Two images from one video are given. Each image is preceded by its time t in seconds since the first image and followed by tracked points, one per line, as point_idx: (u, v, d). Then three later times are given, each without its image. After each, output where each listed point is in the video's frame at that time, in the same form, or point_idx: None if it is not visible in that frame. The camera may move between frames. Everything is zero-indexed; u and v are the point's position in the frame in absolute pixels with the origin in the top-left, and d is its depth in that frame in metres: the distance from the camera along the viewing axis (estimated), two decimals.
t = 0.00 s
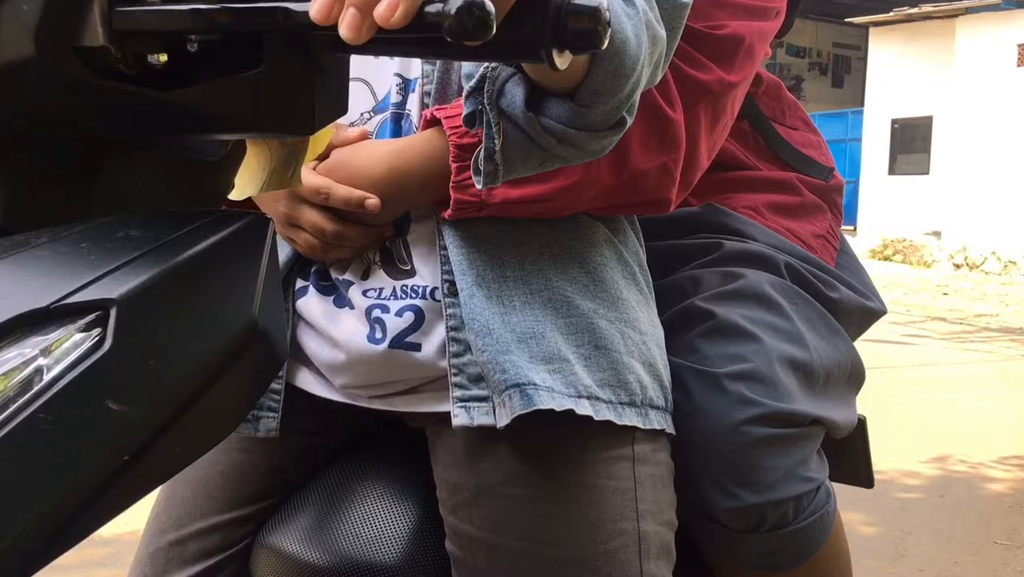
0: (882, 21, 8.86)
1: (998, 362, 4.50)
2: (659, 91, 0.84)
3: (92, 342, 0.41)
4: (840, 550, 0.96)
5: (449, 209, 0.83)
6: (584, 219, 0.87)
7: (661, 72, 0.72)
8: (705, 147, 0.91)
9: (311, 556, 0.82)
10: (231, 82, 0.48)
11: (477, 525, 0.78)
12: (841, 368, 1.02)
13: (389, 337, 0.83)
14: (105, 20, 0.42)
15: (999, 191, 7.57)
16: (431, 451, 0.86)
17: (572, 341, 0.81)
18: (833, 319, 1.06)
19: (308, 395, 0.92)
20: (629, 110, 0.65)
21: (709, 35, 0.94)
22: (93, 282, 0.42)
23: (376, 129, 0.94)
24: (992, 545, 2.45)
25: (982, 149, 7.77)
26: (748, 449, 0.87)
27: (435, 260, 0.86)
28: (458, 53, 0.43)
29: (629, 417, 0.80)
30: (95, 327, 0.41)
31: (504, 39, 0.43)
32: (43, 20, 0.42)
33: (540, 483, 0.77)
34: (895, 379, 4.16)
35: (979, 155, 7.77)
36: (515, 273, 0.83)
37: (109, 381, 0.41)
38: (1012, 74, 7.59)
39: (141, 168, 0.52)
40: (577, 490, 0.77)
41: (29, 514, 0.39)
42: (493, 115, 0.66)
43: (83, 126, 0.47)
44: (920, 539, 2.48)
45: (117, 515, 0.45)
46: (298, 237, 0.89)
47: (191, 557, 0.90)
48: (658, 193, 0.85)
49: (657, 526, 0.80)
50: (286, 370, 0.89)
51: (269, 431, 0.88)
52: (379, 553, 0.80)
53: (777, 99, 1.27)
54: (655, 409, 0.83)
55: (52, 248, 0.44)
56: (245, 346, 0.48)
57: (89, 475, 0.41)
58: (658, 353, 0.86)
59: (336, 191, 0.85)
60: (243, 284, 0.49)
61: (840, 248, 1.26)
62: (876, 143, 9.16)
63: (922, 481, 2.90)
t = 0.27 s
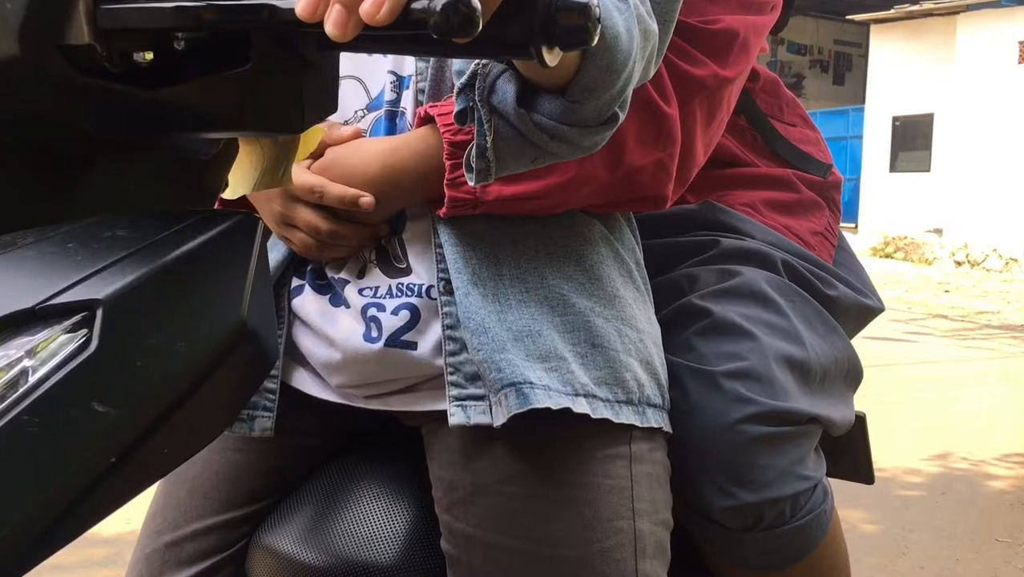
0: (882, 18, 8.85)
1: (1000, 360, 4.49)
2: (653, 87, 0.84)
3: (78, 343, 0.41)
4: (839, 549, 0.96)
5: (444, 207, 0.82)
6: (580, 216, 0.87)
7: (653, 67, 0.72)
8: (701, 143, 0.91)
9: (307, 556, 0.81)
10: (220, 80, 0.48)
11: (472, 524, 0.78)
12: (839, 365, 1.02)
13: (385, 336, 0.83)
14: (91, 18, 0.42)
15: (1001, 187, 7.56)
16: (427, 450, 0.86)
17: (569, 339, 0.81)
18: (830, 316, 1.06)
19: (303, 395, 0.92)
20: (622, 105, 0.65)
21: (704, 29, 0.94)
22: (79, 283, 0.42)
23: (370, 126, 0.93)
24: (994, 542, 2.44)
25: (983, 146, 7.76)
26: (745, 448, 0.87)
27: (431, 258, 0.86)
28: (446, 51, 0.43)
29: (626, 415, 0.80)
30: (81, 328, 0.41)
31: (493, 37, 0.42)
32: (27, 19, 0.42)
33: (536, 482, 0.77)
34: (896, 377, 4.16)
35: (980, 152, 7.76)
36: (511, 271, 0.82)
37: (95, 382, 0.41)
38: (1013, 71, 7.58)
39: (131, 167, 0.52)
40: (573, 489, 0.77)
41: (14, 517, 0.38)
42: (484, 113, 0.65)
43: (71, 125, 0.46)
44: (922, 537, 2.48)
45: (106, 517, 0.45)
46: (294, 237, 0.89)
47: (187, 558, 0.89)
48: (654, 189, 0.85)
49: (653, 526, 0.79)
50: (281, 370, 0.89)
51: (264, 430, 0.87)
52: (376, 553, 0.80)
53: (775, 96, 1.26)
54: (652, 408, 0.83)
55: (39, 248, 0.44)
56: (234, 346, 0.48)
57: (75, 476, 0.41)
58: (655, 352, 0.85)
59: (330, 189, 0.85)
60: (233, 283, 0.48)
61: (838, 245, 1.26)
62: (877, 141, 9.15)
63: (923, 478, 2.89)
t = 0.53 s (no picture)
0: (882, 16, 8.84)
1: (1000, 358, 4.49)
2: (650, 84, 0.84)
3: (71, 344, 0.41)
4: (836, 548, 0.96)
5: (440, 206, 0.82)
6: (577, 215, 0.87)
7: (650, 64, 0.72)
8: (698, 141, 0.91)
9: (304, 556, 0.81)
10: (212, 78, 0.47)
11: (465, 522, 0.78)
12: (837, 363, 1.02)
13: (381, 336, 0.83)
14: (82, 16, 0.42)
15: (1000, 186, 7.55)
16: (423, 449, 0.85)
17: (566, 338, 0.81)
18: (828, 315, 1.06)
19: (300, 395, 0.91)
20: (617, 102, 0.65)
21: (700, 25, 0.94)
22: (72, 283, 0.42)
23: (366, 126, 0.93)
24: (993, 540, 2.44)
25: (982, 144, 7.76)
26: (743, 447, 0.87)
27: (427, 258, 0.86)
28: (439, 49, 0.43)
29: (623, 415, 0.80)
30: (73, 328, 0.41)
31: (487, 37, 0.42)
32: (20, 19, 0.41)
33: (533, 482, 0.77)
34: (896, 375, 4.16)
35: (980, 150, 7.76)
36: (507, 270, 0.82)
37: (88, 383, 0.41)
38: (1013, 69, 7.57)
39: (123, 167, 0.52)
40: (569, 488, 0.77)
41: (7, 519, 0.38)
42: (479, 111, 0.66)
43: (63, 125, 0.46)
44: (922, 535, 2.48)
45: (98, 518, 0.45)
46: (290, 238, 0.89)
47: (184, 558, 0.89)
48: (651, 188, 0.85)
49: (648, 525, 0.79)
50: (278, 371, 0.89)
51: (261, 431, 0.87)
52: (372, 553, 0.80)
53: (772, 93, 1.26)
54: (649, 407, 0.83)
55: (31, 249, 0.44)
56: (228, 347, 0.47)
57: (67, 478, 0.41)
58: (652, 351, 0.85)
59: (326, 189, 0.84)
60: (226, 283, 0.48)
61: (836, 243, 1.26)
62: (877, 139, 9.15)
63: (923, 476, 2.89)
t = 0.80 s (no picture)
0: (880, 14, 8.84)
1: (998, 355, 4.50)
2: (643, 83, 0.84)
3: (61, 342, 0.40)
4: (832, 545, 0.96)
5: (434, 206, 0.82)
6: (571, 215, 0.87)
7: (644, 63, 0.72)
8: (692, 140, 0.91)
9: (299, 554, 0.81)
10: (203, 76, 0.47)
11: (457, 518, 0.78)
12: (832, 362, 1.02)
13: (375, 337, 0.83)
14: (73, 15, 0.42)
15: (999, 183, 7.56)
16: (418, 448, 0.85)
17: (560, 338, 0.81)
18: (823, 313, 1.06)
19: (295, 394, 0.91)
20: (609, 102, 0.65)
21: (691, 23, 0.94)
22: (62, 282, 0.42)
23: (361, 127, 0.93)
24: (991, 537, 2.44)
25: (981, 142, 7.76)
26: (739, 446, 0.87)
27: (422, 259, 0.86)
28: (430, 47, 0.42)
29: (618, 414, 0.80)
30: (64, 326, 0.41)
31: (478, 35, 0.42)
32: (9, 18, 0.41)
33: (528, 480, 0.77)
34: (894, 373, 4.16)
35: (978, 147, 7.76)
36: (501, 270, 0.82)
37: (78, 383, 0.40)
38: (1011, 67, 7.58)
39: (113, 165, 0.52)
40: (563, 486, 0.77)
41: None
42: (471, 109, 0.65)
43: (52, 123, 0.46)
44: (919, 532, 2.48)
45: (88, 517, 0.45)
46: (284, 240, 0.89)
47: (179, 557, 0.89)
48: (645, 186, 0.85)
49: (639, 523, 0.80)
50: (272, 372, 0.89)
51: (256, 433, 0.87)
52: (367, 552, 0.80)
53: (768, 91, 1.26)
54: (643, 406, 0.83)
55: (21, 247, 0.44)
56: (219, 346, 0.47)
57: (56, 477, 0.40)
58: (647, 350, 0.85)
59: (319, 192, 0.84)
60: (216, 282, 0.48)
61: (832, 240, 1.26)
62: (875, 137, 9.15)
63: (921, 474, 2.89)
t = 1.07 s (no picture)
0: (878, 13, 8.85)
1: (996, 354, 4.50)
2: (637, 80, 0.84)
3: (55, 343, 0.40)
4: (829, 545, 0.96)
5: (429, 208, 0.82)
6: (567, 214, 0.87)
7: (640, 62, 0.71)
8: (687, 138, 0.91)
9: (296, 555, 0.81)
10: (197, 77, 0.47)
11: (453, 516, 0.78)
12: (829, 361, 1.02)
13: (372, 338, 0.83)
14: (68, 14, 0.42)
15: (996, 182, 7.56)
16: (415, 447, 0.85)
17: (558, 338, 0.81)
18: (820, 311, 1.06)
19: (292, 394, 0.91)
20: (603, 102, 0.65)
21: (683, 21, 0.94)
22: (57, 282, 0.42)
23: (357, 129, 0.93)
24: (989, 536, 2.44)
25: (978, 141, 7.77)
26: (736, 446, 0.87)
27: (419, 264, 0.86)
28: (426, 47, 0.42)
29: (616, 413, 0.80)
30: (59, 327, 0.41)
31: (474, 34, 0.42)
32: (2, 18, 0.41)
33: (525, 480, 0.77)
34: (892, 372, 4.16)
35: (975, 146, 7.76)
36: (498, 271, 0.82)
37: (72, 383, 0.40)
38: (1008, 66, 7.58)
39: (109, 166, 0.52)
40: (560, 485, 0.77)
41: None
42: (465, 107, 0.65)
43: (47, 124, 0.46)
44: (917, 530, 2.48)
45: (84, 518, 0.44)
46: (281, 244, 0.89)
47: (175, 557, 0.89)
48: (642, 185, 0.85)
49: (635, 522, 0.79)
50: (269, 372, 0.89)
51: (252, 434, 0.87)
52: (364, 552, 0.80)
53: (764, 89, 1.26)
54: (640, 406, 0.82)
55: (16, 247, 0.44)
56: (215, 347, 0.47)
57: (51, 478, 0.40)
58: (644, 350, 0.85)
59: (314, 198, 0.84)
60: (212, 282, 0.48)
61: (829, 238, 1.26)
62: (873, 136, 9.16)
63: (919, 472, 2.90)
